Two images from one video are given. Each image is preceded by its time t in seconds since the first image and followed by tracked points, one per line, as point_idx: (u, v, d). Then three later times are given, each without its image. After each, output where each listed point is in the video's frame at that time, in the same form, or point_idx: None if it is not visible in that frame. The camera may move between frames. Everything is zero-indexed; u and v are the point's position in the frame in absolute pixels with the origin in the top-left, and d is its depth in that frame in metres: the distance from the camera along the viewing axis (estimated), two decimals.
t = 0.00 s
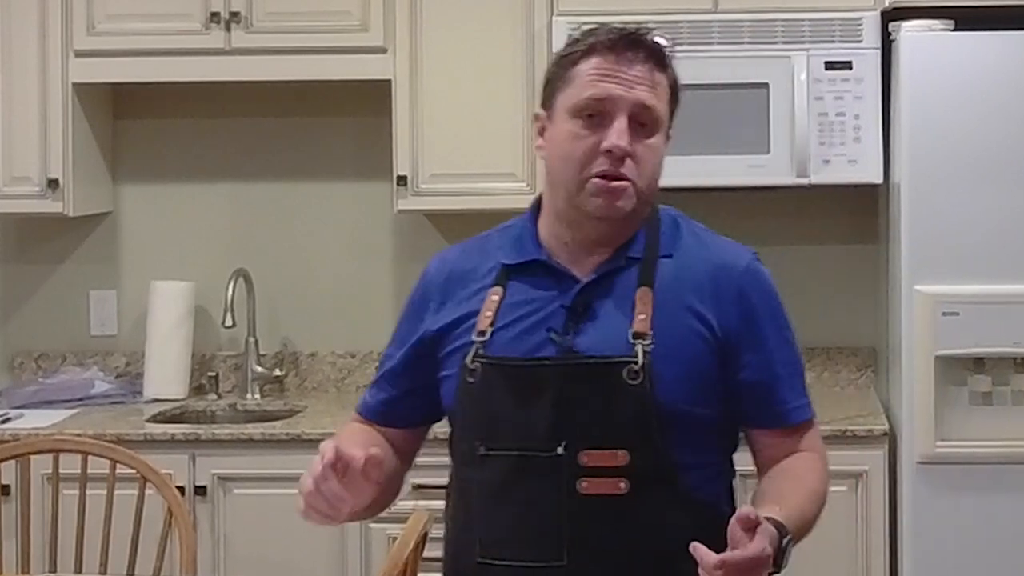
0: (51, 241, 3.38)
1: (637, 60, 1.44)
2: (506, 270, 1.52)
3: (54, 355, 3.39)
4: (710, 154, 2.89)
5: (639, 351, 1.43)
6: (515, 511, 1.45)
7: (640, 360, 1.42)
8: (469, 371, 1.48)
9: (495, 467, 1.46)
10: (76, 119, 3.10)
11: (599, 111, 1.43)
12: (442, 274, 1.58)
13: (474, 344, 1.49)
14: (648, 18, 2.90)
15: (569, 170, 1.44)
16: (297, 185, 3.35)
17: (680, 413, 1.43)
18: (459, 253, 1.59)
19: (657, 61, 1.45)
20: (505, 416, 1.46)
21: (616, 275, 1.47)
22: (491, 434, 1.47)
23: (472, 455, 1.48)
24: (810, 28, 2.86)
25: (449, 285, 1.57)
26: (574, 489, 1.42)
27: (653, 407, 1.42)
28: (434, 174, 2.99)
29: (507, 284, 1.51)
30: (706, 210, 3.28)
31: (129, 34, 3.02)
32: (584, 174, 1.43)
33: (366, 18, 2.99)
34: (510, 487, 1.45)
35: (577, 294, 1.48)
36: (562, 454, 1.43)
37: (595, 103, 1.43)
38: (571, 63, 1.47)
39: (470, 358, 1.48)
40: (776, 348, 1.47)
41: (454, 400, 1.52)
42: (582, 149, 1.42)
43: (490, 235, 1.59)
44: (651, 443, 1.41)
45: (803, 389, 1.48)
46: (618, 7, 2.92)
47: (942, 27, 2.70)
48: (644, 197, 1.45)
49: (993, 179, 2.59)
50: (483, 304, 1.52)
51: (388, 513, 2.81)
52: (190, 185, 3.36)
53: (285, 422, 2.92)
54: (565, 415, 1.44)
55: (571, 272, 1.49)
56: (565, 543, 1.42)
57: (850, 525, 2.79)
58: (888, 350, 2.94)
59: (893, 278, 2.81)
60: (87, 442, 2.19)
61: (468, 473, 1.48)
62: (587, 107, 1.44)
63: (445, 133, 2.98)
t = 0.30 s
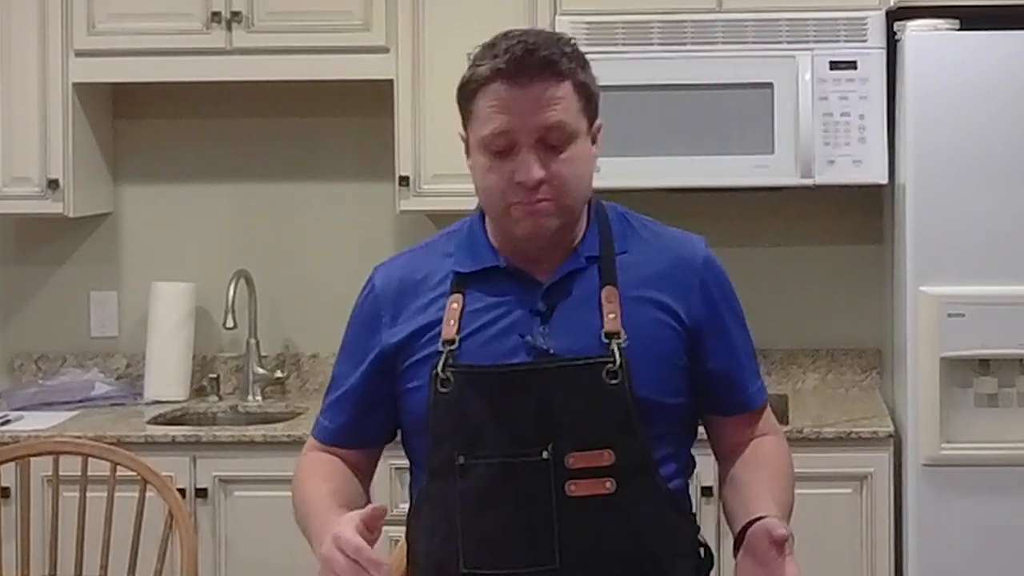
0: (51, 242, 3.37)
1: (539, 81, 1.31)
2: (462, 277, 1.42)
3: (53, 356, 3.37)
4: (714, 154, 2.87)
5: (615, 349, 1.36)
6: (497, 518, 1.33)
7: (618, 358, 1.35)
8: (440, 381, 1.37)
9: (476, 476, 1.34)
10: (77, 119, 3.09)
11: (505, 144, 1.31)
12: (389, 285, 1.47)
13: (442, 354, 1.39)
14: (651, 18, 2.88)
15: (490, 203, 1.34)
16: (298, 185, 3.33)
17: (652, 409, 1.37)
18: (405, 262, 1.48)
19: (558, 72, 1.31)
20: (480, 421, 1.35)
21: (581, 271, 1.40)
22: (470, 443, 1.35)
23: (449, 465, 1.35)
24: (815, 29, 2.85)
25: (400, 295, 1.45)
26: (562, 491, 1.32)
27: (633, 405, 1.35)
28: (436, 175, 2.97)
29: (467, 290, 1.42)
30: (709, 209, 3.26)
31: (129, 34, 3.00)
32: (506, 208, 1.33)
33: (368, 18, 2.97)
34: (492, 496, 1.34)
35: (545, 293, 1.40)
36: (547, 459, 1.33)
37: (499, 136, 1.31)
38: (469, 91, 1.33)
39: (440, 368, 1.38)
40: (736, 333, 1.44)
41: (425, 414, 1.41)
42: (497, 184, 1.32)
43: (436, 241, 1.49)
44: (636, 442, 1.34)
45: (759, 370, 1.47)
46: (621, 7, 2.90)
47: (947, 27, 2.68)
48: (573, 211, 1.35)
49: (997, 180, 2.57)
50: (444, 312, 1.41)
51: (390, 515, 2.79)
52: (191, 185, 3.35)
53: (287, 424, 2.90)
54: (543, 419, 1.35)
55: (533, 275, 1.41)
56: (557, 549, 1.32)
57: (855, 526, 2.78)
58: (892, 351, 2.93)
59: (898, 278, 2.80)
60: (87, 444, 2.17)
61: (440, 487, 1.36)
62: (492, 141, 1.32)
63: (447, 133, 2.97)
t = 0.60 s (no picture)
0: (51, 242, 3.37)
1: (492, 97, 1.35)
2: (446, 276, 1.46)
3: (53, 356, 3.38)
4: (716, 155, 2.87)
5: (600, 344, 1.42)
6: (490, 512, 1.40)
7: (603, 354, 1.41)
8: (430, 378, 1.42)
9: (467, 473, 1.41)
10: (76, 119, 3.09)
11: (459, 153, 1.37)
12: (375, 283, 1.49)
13: (430, 350, 1.44)
14: (651, 18, 2.88)
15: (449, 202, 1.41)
16: (297, 185, 3.33)
17: (638, 403, 1.43)
18: (393, 261, 1.51)
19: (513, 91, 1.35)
20: (470, 419, 1.41)
21: (564, 269, 1.45)
22: (461, 441, 1.41)
23: (440, 463, 1.41)
24: (816, 29, 2.84)
25: (386, 294, 1.48)
26: (552, 486, 1.39)
27: (619, 401, 1.41)
28: (436, 175, 2.97)
29: (452, 289, 1.46)
30: (709, 209, 3.26)
31: (129, 34, 3.00)
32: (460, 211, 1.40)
33: (368, 18, 2.97)
34: (485, 492, 1.40)
35: (529, 292, 1.44)
36: (537, 455, 1.40)
37: (453, 144, 1.37)
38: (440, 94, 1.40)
39: (431, 365, 1.43)
40: (724, 326, 1.48)
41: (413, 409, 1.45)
42: (452, 188, 1.39)
43: (422, 242, 1.52)
44: (624, 437, 1.41)
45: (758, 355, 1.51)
46: (621, 7, 2.90)
47: (947, 27, 2.68)
48: (525, 223, 1.41)
49: (996, 181, 2.57)
50: (431, 311, 1.45)
51: (389, 515, 2.79)
52: (191, 185, 3.34)
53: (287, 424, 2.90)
54: (531, 416, 1.41)
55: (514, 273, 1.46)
56: (548, 543, 1.39)
57: (855, 526, 2.77)
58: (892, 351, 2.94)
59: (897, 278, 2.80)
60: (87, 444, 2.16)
61: (430, 485, 1.42)
62: (449, 147, 1.38)
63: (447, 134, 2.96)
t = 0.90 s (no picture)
0: (51, 242, 3.37)
1: (525, 66, 1.40)
2: (441, 271, 1.50)
3: (54, 356, 3.38)
4: (716, 155, 2.87)
5: (586, 340, 1.42)
6: (470, 504, 1.42)
7: (587, 350, 1.42)
8: (418, 370, 1.45)
9: (448, 465, 1.42)
10: (76, 119, 3.09)
11: (491, 125, 1.40)
12: (373, 276, 1.54)
13: (419, 344, 1.46)
14: (651, 18, 2.88)
15: (471, 186, 1.42)
16: (297, 185, 3.33)
17: (626, 400, 1.43)
18: (392, 257, 1.56)
19: (544, 62, 1.40)
20: (453, 411, 1.43)
21: (555, 266, 1.46)
22: (444, 433, 1.43)
23: (423, 454, 1.44)
24: (816, 30, 2.84)
25: (383, 287, 1.53)
26: (530, 480, 1.40)
27: (602, 395, 1.41)
28: (436, 174, 2.97)
29: (445, 284, 1.49)
30: (708, 209, 3.26)
31: (129, 34, 3.00)
32: (485, 191, 1.41)
33: (368, 18, 2.97)
34: (466, 483, 1.42)
35: (517, 287, 1.46)
36: (517, 448, 1.41)
37: (485, 117, 1.40)
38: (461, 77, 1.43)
39: (419, 359, 1.46)
40: (715, 326, 1.47)
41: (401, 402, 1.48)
42: (479, 166, 1.40)
43: (423, 239, 1.56)
44: (606, 433, 1.41)
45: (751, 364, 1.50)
46: (621, 7, 2.90)
47: (947, 27, 2.68)
48: (549, 201, 1.43)
49: (996, 181, 2.57)
50: (423, 305, 1.49)
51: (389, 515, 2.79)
52: (191, 184, 3.35)
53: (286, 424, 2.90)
54: (513, 409, 1.42)
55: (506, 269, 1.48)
56: (524, 537, 1.40)
57: (855, 527, 2.77)
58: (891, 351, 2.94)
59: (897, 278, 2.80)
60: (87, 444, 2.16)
61: (415, 476, 1.45)
62: (478, 123, 1.41)
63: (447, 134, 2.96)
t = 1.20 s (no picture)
0: (51, 243, 3.37)
1: (565, 53, 1.41)
2: (440, 260, 1.51)
3: (54, 356, 3.38)
4: (716, 155, 2.87)
5: (581, 331, 1.42)
6: (465, 497, 1.41)
7: (582, 341, 1.42)
8: (414, 361, 1.46)
9: (442, 456, 1.43)
10: (76, 119, 3.09)
11: (529, 108, 1.40)
12: (374, 267, 1.56)
13: (417, 333, 1.47)
14: (651, 18, 2.88)
15: (502, 166, 1.41)
16: (297, 185, 3.33)
17: (620, 392, 1.43)
18: (391, 249, 1.57)
19: (584, 53, 1.43)
20: (448, 402, 1.43)
21: (552, 257, 1.47)
22: (438, 424, 1.43)
23: (418, 445, 1.44)
24: (816, 30, 2.85)
25: (383, 277, 1.54)
26: (524, 471, 1.40)
27: (597, 387, 1.41)
28: (436, 174, 2.97)
29: (443, 273, 1.50)
30: (708, 209, 3.26)
31: (129, 34, 3.00)
32: (518, 172, 1.41)
33: (368, 18, 2.97)
34: (461, 474, 1.42)
35: (514, 279, 1.47)
36: (512, 439, 1.41)
37: (524, 99, 1.40)
38: (499, 58, 1.43)
39: (415, 348, 1.46)
40: (711, 327, 1.47)
41: (399, 390, 1.49)
42: (516, 147, 1.40)
43: (422, 232, 1.57)
44: (600, 424, 1.40)
45: (740, 373, 1.47)
46: (620, 7, 2.90)
47: (948, 27, 2.68)
48: (574, 189, 1.44)
49: (996, 180, 2.57)
50: (421, 295, 1.50)
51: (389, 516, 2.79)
52: (191, 184, 3.35)
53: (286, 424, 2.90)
54: (508, 399, 1.42)
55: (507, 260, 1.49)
56: (518, 528, 1.40)
57: (855, 527, 2.77)
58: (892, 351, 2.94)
59: (897, 279, 2.80)
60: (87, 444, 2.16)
61: (411, 466, 1.45)
62: (516, 104, 1.40)
63: (447, 134, 2.96)
